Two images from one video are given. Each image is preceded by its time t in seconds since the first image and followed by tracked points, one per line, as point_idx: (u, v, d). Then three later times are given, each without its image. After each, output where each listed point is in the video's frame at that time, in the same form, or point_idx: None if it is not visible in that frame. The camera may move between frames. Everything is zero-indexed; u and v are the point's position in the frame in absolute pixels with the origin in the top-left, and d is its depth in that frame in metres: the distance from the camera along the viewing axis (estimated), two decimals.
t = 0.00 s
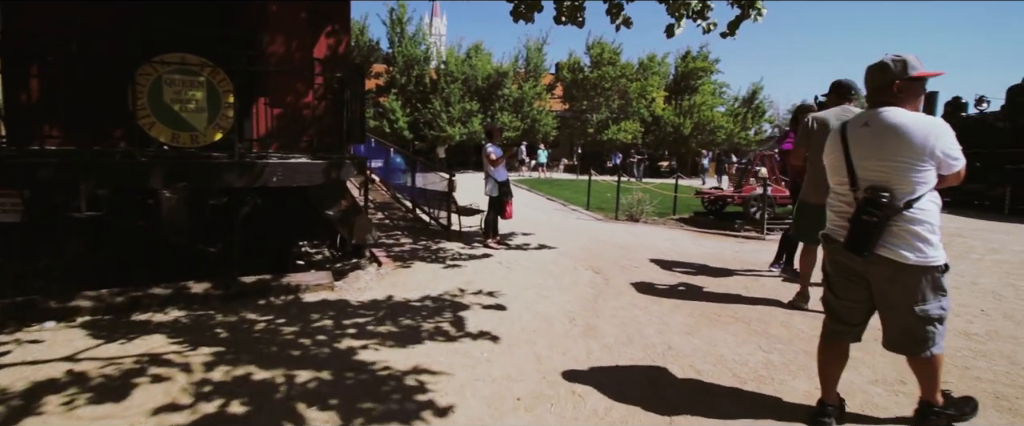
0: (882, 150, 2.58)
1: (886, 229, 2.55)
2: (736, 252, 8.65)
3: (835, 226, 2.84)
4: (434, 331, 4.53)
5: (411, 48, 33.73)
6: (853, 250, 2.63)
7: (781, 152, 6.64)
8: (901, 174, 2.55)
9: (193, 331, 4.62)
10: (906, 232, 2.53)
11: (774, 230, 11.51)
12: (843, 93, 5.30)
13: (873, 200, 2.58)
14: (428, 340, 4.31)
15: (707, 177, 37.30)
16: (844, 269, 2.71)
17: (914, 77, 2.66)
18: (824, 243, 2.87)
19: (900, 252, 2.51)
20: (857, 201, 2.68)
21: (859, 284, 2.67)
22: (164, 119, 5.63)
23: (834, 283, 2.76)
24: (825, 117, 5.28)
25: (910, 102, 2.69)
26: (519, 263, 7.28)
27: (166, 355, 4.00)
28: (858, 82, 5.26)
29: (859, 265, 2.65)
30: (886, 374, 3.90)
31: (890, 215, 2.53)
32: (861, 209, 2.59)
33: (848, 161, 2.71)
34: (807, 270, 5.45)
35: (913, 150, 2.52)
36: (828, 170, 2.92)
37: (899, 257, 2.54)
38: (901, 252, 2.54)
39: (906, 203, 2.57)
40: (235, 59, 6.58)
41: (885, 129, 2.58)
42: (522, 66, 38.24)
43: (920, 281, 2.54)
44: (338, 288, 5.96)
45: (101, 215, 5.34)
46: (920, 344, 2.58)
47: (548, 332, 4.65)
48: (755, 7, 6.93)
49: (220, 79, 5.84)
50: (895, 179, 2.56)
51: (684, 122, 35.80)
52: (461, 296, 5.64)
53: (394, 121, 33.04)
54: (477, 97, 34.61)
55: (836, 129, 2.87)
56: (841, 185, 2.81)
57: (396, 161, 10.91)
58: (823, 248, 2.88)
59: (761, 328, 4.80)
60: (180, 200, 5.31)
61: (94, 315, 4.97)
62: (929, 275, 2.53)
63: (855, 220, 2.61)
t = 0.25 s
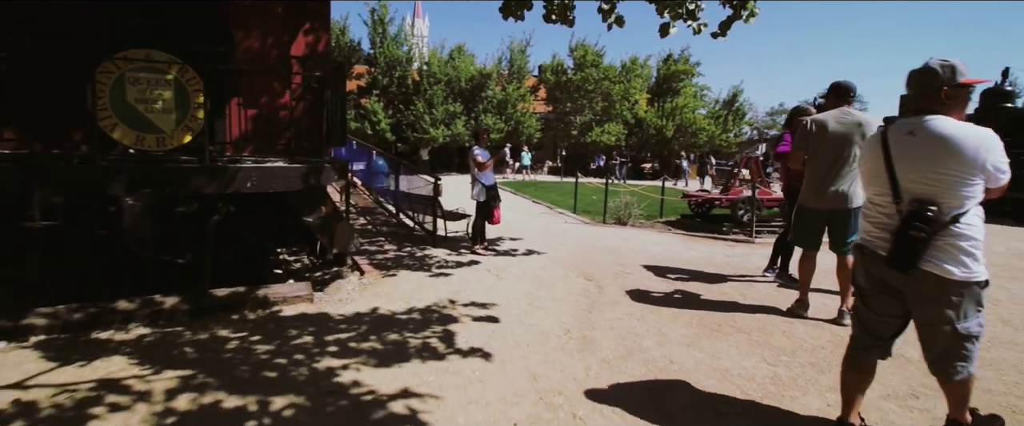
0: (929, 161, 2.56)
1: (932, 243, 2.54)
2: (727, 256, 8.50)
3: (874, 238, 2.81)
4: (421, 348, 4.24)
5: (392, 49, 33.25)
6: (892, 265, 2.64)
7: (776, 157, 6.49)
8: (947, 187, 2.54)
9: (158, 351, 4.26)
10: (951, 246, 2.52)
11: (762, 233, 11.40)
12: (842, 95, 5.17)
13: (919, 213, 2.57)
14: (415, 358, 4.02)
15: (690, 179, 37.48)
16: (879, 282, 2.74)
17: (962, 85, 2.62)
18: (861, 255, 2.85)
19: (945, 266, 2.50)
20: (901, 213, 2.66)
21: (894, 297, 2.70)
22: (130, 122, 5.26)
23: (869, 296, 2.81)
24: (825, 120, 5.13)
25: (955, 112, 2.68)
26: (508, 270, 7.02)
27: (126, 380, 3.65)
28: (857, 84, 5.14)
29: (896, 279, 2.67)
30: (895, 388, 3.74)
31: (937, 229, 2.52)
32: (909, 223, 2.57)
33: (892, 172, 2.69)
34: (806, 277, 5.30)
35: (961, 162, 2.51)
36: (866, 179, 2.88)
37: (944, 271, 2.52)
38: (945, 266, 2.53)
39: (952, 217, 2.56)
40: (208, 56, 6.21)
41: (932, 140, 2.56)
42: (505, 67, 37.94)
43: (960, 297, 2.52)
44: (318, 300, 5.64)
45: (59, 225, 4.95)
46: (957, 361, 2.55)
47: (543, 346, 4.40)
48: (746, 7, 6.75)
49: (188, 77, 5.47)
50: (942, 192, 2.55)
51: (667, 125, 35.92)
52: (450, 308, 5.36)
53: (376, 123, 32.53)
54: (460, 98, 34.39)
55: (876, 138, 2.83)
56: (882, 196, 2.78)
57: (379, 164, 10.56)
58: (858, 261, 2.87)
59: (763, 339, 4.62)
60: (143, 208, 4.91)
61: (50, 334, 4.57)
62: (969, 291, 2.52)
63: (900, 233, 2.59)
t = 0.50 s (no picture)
0: (978, 167, 2.51)
1: (981, 253, 2.50)
2: (719, 260, 8.36)
3: (913, 247, 2.74)
4: (408, 365, 3.99)
5: (375, 50, 32.80)
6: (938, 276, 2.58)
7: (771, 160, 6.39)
8: (996, 194, 2.50)
9: (123, 373, 3.95)
10: (1000, 255, 2.49)
11: (751, 236, 11.32)
12: (839, 97, 5.06)
13: (968, 223, 2.52)
14: (401, 377, 3.78)
15: (674, 180, 37.63)
16: (916, 293, 2.70)
17: (1007, 89, 2.59)
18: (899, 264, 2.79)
19: (994, 277, 2.45)
20: (947, 221, 2.61)
21: (935, 309, 2.66)
22: (95, 127, 4.94)
23: (907, 308, 2.75)
24: (823, 122, 5.02)
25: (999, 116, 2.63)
26: (498, 278, 6.78)
27: (86, 408, 3.34)
28: (855, 86, 5.03)
29: (939, 290, 2.62)
30: (903, 401, 3.60)
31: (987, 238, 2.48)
32: (959, 234, 2.52)
33: (938, 179, 2.63)
34: (804, 284, 5.18)
35: (1012, 168, 2.46)
36: (904, 186, 2.82)
37: (991, 282, 2.48)
38: (993, 277, 2.48)
39: (999, 226, 2.51)
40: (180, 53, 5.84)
41: (981, 146, 2.51)
42: (490, 69, 37.64)
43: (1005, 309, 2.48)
44: (297, 312, 5.38)
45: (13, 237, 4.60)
46: (1000, 375, 2.50)
47: (537, 360, 4.19)
48: (738, 7, 6.64)
49: (156, 77, 5.14)
50: (991, 199, 2.51)
51: (651, 126, 36.02)
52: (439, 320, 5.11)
53: (359, 125, 32.03)
54: (445, 100, 33.96)
55: (914, 143, 2.76)
56: (922, 204, 2.71)
57: (363, 167, 10.26)
58: (894, 271, 2.81)
59: (763, 348, 4.46)
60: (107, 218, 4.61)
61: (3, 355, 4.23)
62: (1014, 302, 2.48)
63: (948, 243, 2.54)
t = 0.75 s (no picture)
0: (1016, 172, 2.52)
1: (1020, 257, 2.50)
2: (701, 263, 8.25)
3: (946, 254, 2.69)
4: (382, 388, 3.70)
5: (346, 50, 32.08)
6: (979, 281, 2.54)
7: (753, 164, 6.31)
8: None
9: (60, 406, 3.54)
10: None
11: (729, 239, 11.30)
12: (824, 99, 4.98)
13: (1010, 227, 2.50)
14: (375, 402, 3.47)
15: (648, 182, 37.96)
16: (949, 300, 2.65)
17: None
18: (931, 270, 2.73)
19: None
20: (984, 226, 2.59)
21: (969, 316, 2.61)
22: (23, 124, 4.40)
23: (938, 316, 2.69)
24: (808, 125, 4.93)
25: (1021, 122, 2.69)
26: (476, 287, 6.49)
27: None
28: (838, 87, 4.96)
29: (976, 296, 2.58)
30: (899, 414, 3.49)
31: None
32: (1002, 238, 2.50)
33: (976, 183, 2.60)
34: (790, 289, 5.07)
35: None
36: (934, 190, 2.78)
37: None
38: None
39: None
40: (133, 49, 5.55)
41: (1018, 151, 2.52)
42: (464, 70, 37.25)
43: None
44: (259, 329, 5.08)
45: None
46: None
47: (520, 378, 3.94)
48: (719, 8, 6.55)
49: (102, 74, 4.72)
50: None
51: (625, 129, 36.26)
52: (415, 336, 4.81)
53: (330, 127, 31.25)
54: (419, 102, 33.38)
55: (945, 147, 2.73)
56: (957, 209, 2.68)
57: (334, 171, 9.82)
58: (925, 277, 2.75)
59: (754, 359, 4.31)
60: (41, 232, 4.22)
61: None
62: None
63: (993, 248, 2.50)
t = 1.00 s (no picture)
0: None
1: None
2: (682, 266, 8.14)
3: (962, 258, 2.63)
4: (355, 411, 3.45)
5: (319, 51, 31.40)
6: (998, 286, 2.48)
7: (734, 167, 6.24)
8: None
9: None
10: None
11: (708, 241, 11.28)
12: (807, 101, 4.92)
13: None
14: None
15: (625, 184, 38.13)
16: (962, 304, 2.60)
17: None
18: (947, 275, 2.66)
19: None
20: (1002, 230, 2.53)
21: (983, 322, 2.56)
22: None
23: (951, 320, 2.64)
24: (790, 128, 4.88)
25: None
26: (454, 295, 6.22)
27: None
28: (822, 89, 4.89)
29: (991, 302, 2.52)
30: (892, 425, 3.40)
31: None
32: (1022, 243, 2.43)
33: (993, 187, 2.53)
34: (775, 295, 4.98)
35: None
36: (949, 193, 2.71)
37: None
38: None
39: None
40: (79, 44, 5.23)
41: None
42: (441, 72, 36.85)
43: None
44: (220, 346, 4.81)
45: None
46: None
47: (503, 395, 3.73)
48: (699, 9, 6.49)
49: (43, 71, 4.31)
50: None
51: (602, 131, 36.37)
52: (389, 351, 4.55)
53: (302, 128, 30.50)
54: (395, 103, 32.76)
55: (961, 149, 2.66)
56: (973, 212, 2.61)
57: (304, 175, 9.41)
58: (940, 281, 2.69)
59: (742, 369, 4.18)
60: None
61: None
62: None
63: (1013, 253, 2.44)
